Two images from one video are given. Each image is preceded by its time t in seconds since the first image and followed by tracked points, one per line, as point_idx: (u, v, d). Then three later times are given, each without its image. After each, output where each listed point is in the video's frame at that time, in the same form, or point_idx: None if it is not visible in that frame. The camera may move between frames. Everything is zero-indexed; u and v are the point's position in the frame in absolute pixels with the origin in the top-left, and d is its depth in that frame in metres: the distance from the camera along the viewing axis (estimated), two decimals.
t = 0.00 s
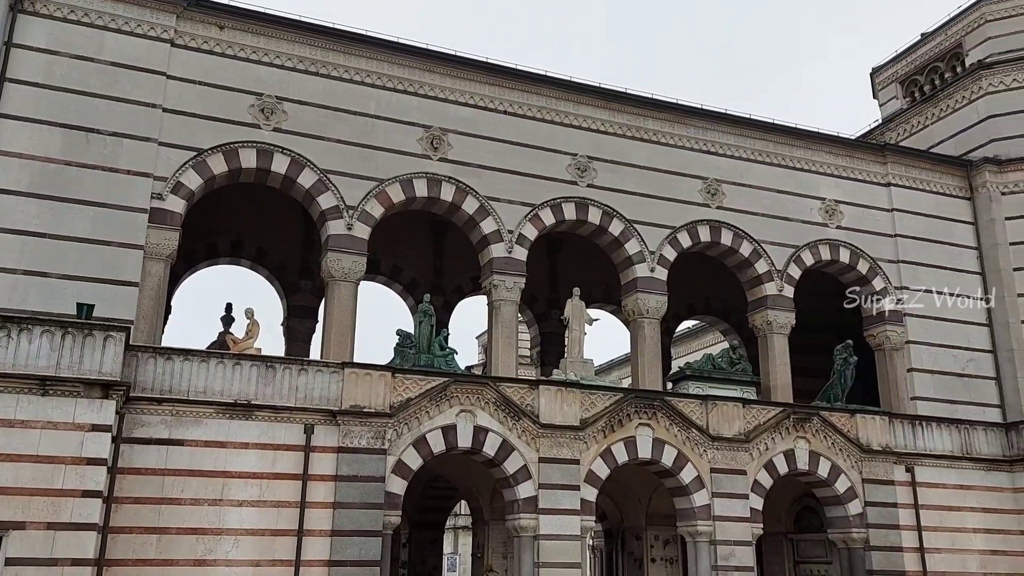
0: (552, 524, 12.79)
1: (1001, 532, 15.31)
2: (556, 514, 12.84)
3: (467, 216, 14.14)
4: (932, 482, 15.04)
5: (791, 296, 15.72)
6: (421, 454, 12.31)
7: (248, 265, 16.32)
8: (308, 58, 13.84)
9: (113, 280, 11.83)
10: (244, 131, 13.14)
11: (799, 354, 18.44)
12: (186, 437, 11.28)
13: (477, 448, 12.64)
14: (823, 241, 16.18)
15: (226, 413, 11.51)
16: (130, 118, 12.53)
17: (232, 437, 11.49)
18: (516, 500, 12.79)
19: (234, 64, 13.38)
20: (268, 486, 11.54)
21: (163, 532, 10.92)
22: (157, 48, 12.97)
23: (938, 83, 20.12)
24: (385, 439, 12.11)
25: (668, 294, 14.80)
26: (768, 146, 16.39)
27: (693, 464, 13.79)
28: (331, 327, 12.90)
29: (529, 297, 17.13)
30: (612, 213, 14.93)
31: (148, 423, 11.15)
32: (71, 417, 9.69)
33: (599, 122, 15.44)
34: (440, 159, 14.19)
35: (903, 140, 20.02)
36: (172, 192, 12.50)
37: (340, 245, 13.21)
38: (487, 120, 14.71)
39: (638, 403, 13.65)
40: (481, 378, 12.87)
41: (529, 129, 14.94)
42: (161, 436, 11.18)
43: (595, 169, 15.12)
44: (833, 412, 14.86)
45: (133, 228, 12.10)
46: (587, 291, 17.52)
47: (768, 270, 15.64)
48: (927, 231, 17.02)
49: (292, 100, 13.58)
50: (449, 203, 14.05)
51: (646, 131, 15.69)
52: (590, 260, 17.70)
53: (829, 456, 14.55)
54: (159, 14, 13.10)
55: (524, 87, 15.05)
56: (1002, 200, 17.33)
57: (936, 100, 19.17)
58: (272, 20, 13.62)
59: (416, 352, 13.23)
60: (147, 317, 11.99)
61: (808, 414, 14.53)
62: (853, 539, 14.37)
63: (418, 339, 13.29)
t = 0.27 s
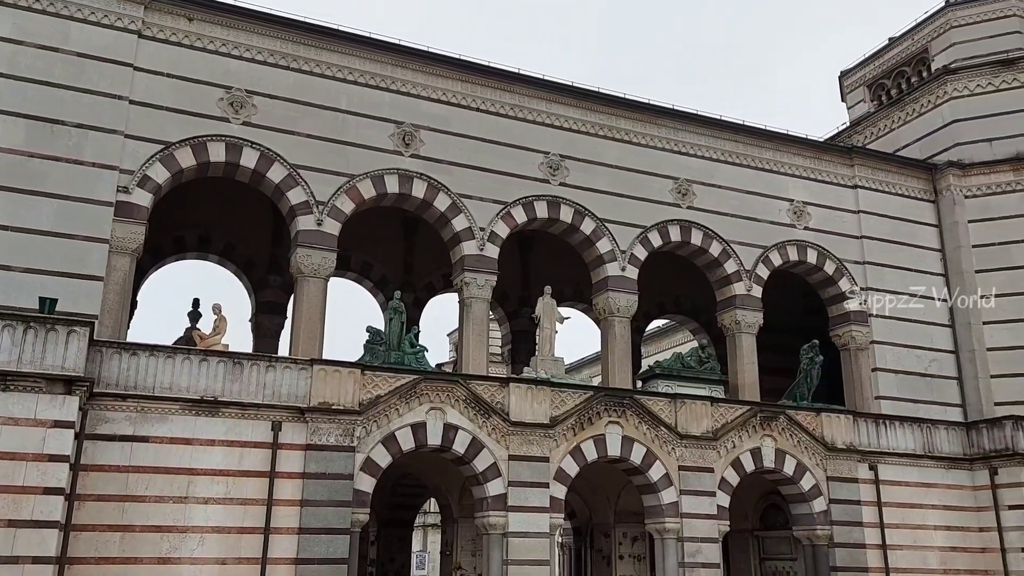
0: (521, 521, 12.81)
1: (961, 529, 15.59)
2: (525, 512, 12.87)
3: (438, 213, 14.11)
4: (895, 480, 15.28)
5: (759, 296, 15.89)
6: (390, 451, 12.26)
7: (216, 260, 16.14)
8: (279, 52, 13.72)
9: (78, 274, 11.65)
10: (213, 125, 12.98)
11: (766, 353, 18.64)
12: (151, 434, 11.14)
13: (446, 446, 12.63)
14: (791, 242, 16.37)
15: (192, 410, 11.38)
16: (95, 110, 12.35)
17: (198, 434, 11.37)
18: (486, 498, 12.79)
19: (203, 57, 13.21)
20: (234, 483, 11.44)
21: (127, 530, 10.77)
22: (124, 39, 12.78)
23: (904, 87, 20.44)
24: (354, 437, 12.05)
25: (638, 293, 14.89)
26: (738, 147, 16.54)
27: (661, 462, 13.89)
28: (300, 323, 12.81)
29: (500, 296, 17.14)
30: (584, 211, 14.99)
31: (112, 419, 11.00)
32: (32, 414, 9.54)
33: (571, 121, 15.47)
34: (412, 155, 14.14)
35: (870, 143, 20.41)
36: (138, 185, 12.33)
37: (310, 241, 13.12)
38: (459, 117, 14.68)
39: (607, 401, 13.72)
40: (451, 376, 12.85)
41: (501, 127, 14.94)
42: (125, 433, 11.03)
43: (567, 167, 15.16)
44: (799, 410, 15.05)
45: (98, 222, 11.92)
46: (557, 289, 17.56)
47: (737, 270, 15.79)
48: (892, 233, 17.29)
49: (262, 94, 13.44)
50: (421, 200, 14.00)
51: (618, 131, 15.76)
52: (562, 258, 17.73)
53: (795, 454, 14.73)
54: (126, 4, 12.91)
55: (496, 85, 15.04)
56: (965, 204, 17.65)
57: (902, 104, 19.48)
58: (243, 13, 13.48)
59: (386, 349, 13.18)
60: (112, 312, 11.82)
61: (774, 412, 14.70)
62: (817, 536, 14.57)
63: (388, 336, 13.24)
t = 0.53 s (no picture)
0: (493, 519, 12.81)
1: (927, 526, 15.82)
2: (497, 510, 12.87)
3: (413, 210, 14.05)
4: (862, 478, 15.48)
5: (731, 296, 16.02)
6: (361, 449, 12.21)
7: (187, 255, 15.97)
8: (253, 46, 13.59)
9: (44, 268, 11.48)
10: (184, 118, 12.83)
11: (738, 353, 18.80)
12: (118, 431, 10.99)
13: (418, 444, 12.59)
14: (762, 243, 16.52)
15: (161, 407, 11.24)
16: (64, 101, 12.17)
17: (167, 431, 11.24)
18: (458, 496, 12.77)
19: (174, 49, 13.06)
20: (203, 481, 11.32)
21: (93, 528, 10.62)
22: (94, 30, 12.60)
23: (875, 91, 20.70)
24: (325, 435, 11.98)
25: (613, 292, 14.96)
26: (711, 148, 16.65)
27: (633, 460, 13.96)
28: (272, 320, 12.70)
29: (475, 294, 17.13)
30: (558, 210, 15.01)
31: (79, 415, 10.84)
32: None
33: (546, 119, 15.49)
34: (387, 151, 14.07)
35: (841, 145, 20.67)
36: (108, 178, 12.15)
37: (282, 237, 13.01)
38: (434, 114, 14.63)
39: (580, 400, 13.77)
40: (424, 373, 12.81)
41: (476, 124, 14.91)
42: (91, 430, 10.87)
43: (542, 166, 15.18)
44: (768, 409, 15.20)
45: (65, 215, 11.75)
46: (531, 288, 17.58)
47: (709, 270, 15.90)
48: (862, 235, 17.51)
49: (234, 88, 13.31)
50: (395, 196, 13.94)
51: (592, 130, 15.80)
52: (536, 257, 17.74)
53: (764, 453, 14.88)
54: None
55: (472, 82, 15.01)
56: (932, 206, 17.93)
57: (873, 107, 19.74)
58: (216, 5, 13.34)
59: (359, 346, 13.11)
60: (80, 307, 11.66)
61: (745, 411, 14.83)
62: (786, 534, 14.74)
63: (361, 333, 13.17)
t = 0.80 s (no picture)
0: (469, 516, 12.81)
1: (897, 523, 16.01)
2: (473, 507, 12.87)
3: (390, 206, 13.99)
4: (834, 475, 15.64)
5: (707, 294, 16.11)
6: (336, 446, 12.15)
7: (160, 249, 15.79)
8: (229, 39, 13.46)
9: (15, 262, 11.32)
10: (158, 111, 12.67)
11: (713, 351, 18.93)
12: (89, 426, 10.85)
13: (394, 441, 12.55)
14: (738, 243, 16.63)
15: (133, 402, 11.11)
16: (35, 92, 12.00)
17: (139, 427, 11.11)
18: (433, 493, 12.75)
19: (148, 41, 12.89)
20: (175, 477, 11.21)
21: (63, 524, 10.48)
22: (67, 20, 12.42)
23: (851, 92, 20.91)
24: (299, 431, 11.91)
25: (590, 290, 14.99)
26: (688, 147, 16.73)
27: (608, 458, 14.01)
28: (247, 316, 12.59)
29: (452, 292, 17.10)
30: (536, 208, 15.02)
31: (49, 410, 10.69)
32: None
33: (524, 116, 15.48)
34: (364, 146, 14.00)
35: (816, 146, 20.85)
36: (80, 171, 11.98)
37: (258, 232, 12.90)
38: (412, 110, 14.57)
39: (556, 397, 13.79)
40: (400, 370, 12.76)
41: (454, 121, 14.88)
42: (62, 425, 10.72)
43: (520, 163, 15.17)
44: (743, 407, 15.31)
45: (36, 208, 11.58)
46: (509, 286, 17.57)
47: (685, 268, 15.98)
48: (837, 235, 17.69)
49: (210, 81, 13.17)
50: (372, 192, 13.87)
51: (570, 128, 15.81)
52: (513, 255, 17.73)
53: (738, 450, 14.99)
54: None
55: (450, 78, 14.97)
56: (905, 207, 18.13)
57: (848, 109, 19.94)
58: None
59: (335, 342, 13.03)
60: (51, 301, 11.50)
61: (719, 409, 14.93)
62: (758, 530, 14.88)
63: (337, 329, 13.10)
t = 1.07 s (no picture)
0: (438, 512, 12.79)
1: (860, 519, 16.23)
2: (442, 503, 12.85)
3: (361, 200, 13.89)
4: (799, 472, 15.83)
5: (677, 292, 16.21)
6: (304, 441, 12.06)
7: (126, 241, 15.56)
8: (198, 29, 13.28)
9: None
10: (125, 101, 12.46)
11: (683, 348, 19.06)
12: (52, 421, 10.67)
13: (363, 437, 12.49)
14: (708, 241, 16.75)
15: (97, 397, 10.94)
16: None
17: (103, 421, 10.95)
18: (402, 489, 12.70)
19: (116, 30, 12.68)
20: (140, 473, 11.06)
21: (24, 520, 10.30)
22: (32, 7, 12.18)
23: (820, 93, 21.14)
24: (267, 426, 11.81)
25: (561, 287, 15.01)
26: (659, 145, 16.81)
27: (578, 454, 14.05)
28: (215, 310, 12.44)
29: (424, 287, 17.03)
30: (508, 203, 15.00)
31: (10, 404, 10.49)
32: None
33: (497, 112, 15.45)
34: (335, 140, 13.88)
35: (786, 147, 21.07)
36: (44, 161, 11.76)
37: (226, 225, 12.75)
38: (384, 104, 14.48)
39: (527, 393, 13.80)
40: (369, 365, 12.70)
41: (426, 115, 14.81)
42: (23, 419, 10.53)
43: (492, 158, 15.14)
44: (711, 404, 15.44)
45: None
46: (480, 281, 17.55)
47: (656, 266, 16.06)
48: (805, 235, 17.89)
49: (178, 71, 12.98)
50: (343, 186, 13.76)
51: (542, 124, 15.81)
52: (485, 250, 17.69)
53: (706, 447, 15.12)
54: None
55: (423, 73, 14.90)
56: (872, 208, 18.39)
57: (817, 109, 20.16)
58: None
59: (304, 337, 12.93)
60: (13, 293, 11.29)
61: (688, 406, 15.04)
62: (725, 526, 15.02)
63: (306, 324, 13.00)
